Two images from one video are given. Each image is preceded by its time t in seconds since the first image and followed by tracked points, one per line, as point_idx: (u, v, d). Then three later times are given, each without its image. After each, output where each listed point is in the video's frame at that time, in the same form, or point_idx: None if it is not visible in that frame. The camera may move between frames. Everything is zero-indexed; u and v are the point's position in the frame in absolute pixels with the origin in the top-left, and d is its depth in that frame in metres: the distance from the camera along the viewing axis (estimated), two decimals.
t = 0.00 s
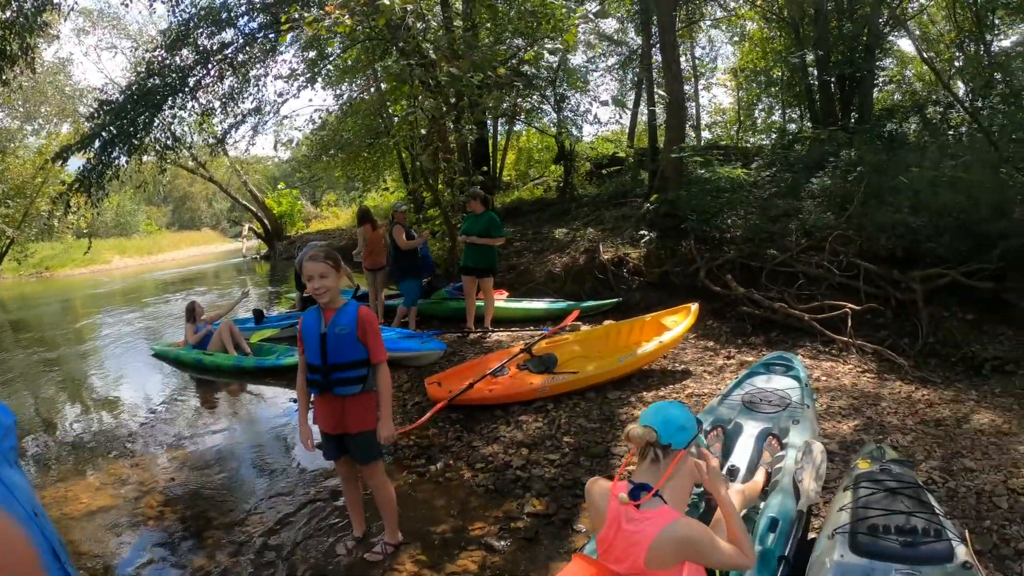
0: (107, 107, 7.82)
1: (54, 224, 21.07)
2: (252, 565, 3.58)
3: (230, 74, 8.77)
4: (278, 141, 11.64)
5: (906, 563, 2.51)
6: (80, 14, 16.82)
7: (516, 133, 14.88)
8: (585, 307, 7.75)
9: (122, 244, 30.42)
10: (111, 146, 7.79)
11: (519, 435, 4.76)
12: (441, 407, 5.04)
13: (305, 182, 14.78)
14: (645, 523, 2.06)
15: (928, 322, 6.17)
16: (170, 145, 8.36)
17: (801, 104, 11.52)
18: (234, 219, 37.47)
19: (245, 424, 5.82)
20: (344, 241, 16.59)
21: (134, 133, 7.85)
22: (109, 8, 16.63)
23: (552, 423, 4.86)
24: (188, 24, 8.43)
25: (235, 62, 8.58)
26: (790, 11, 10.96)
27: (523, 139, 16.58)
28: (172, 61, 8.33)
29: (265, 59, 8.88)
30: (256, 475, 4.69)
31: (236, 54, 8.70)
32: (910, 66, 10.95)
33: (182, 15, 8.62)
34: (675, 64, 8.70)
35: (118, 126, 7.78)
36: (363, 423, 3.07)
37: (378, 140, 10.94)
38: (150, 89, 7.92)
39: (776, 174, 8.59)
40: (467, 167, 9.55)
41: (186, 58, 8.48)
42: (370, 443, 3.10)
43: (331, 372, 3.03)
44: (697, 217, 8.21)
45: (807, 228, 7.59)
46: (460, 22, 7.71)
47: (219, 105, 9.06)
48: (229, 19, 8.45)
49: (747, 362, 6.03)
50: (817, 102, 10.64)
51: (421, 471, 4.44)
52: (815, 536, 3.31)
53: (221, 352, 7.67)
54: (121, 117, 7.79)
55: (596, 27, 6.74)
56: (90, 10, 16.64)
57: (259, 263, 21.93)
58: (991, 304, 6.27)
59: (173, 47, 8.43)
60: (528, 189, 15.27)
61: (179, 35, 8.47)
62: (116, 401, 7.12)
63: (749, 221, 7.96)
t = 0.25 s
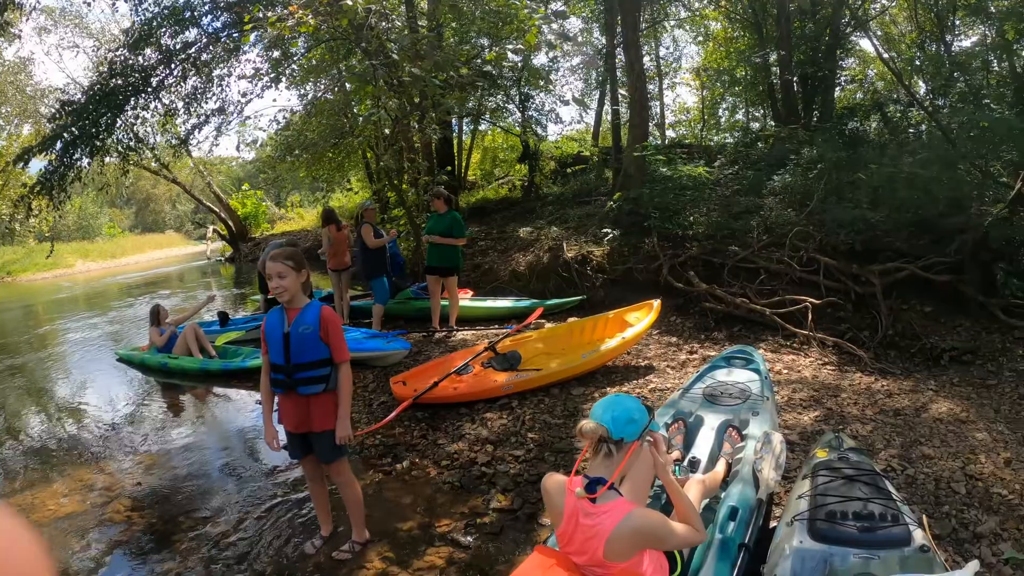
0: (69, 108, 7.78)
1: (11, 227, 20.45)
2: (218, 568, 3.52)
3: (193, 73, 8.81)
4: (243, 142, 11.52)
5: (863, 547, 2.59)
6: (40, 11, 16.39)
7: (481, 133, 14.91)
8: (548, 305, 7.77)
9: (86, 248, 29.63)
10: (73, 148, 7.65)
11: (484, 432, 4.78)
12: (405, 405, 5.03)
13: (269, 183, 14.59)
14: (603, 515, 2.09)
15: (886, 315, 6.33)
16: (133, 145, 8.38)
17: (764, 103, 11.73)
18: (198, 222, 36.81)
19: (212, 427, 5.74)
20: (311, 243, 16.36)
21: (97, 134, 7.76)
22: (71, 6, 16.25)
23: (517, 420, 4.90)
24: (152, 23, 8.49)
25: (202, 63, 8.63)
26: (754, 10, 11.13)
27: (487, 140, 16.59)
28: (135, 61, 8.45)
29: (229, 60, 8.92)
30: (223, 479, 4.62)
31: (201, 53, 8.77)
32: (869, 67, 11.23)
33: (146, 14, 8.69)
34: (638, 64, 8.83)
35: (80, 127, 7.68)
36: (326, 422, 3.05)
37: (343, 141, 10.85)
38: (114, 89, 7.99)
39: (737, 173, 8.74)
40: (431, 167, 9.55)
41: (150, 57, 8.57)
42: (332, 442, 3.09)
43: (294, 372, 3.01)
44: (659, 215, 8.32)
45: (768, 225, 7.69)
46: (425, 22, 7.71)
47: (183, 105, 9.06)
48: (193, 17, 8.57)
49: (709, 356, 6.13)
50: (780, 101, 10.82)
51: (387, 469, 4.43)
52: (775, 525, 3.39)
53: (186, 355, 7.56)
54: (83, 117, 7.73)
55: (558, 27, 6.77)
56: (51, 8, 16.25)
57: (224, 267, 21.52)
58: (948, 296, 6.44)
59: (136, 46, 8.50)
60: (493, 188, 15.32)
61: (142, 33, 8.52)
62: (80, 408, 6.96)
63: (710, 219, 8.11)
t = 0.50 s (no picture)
0: (25, 110, 7.86)
1: None
2: (180, 573, 3.47)
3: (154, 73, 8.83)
4: (204, 142, 11.32)
5: (820, 534, 2.66)
6: None
7: (444, 132, 14.91)
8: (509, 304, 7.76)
9: (43, 252, 28.70)
10: (31, 150, 7.74)
11: (446, 430, 4.79)
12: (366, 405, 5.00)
13: (230, 185, 14.34)
14: (559, 508, 2.12)
15: (845, 308, 6.47)
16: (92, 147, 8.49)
17: (723, 103, 11.93)
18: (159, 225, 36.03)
19: (175, 432, 5.64)
20: (272, 245, 16.09)
21: (55, 135, 7.88)
22: (26, 4, 15.79)
23: (479, 418, 4.91)
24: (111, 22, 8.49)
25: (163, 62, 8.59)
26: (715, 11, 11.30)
27: (448, 140, 16.59)
28: (94, 61, 8.48)
29: (190, 60, 8.91)
30: (186, 483, 4.55)
31: (161, 53, 8.77)
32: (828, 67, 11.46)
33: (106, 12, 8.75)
34: (598, 63, 8.91)
35: (37, 129, 7.78)
36: (287, 423, 3.02)
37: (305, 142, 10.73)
38: (72, 90, 8.08)
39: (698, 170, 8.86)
40: (391, 166, 9.50)
41: (111, 56, 8.61)
42: (295, 442, 3.07)
43: (253, 373, 2.97)
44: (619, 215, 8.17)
45: (727, 222, 7.76)
46: (388, 22, 7.68)
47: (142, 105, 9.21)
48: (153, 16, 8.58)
49: (669, 352, 6.23)
50: (739, 101, 10.99)
51: (350, 470, 4.41)
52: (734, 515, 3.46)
53: (148, 360, 7.40)
54: (40, 119, 7.84)
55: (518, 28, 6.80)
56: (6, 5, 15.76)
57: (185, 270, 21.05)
58: (904, 289, 6.62)
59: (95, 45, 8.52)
60: (455, 188, 15.32)
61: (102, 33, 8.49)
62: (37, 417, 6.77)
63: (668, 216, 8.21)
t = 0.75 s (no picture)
0: None
1: None
2: None
3: (107, 73, 9.33)
4: (160, 144, 11.09)
5: (776, 526, 2.70)
6: None
7: (401, 134, 14.90)
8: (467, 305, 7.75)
9: None
10: None
11: (405, 432, 4.78)
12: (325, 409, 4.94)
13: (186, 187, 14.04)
14: (514, 506, 2.13)
15: (800, 304, 6.61)
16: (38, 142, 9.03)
17: (679, 103, 12.14)
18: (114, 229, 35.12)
19: (135, 441, 5.53)
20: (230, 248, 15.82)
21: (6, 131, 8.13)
22: None
23: (438, 419, 4.91)
24: (66, 21, 8.87)
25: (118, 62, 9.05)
26: (672, 12, 11.46)
27: (407, 141, 16.55)
28: (47, 61, 9.01)
29: (146, 60, 9.30)
30: (143, 492, 4.47)
31: (115, 53, 9.16)
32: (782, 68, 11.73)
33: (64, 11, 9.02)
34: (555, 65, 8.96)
35: None
36: (244, 428, 2.98)
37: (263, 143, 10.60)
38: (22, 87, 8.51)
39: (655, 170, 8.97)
40: (347, 168, 9.44)
41: (63, 57, 9.15)
42: (251, 448, 3.02)
43: (209, 378, 2.93)
44: (575, 213, 8.36)
45: (682, 221, 7.84)
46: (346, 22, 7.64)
47: (96, 105, 9.52)
48: (107, 16, 8.87)
49: (626, 349, 6.32)
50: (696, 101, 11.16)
51: (310, 474, 4.37)
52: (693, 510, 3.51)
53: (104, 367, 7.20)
54: None
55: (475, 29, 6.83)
56: None
57: (141, 274, 20.54)
58: (858, 284, 6.78)
59: (50, 44, 8.96)
60: (414, 189, 15.28)
61: (57, 32, 8.94)
62: None
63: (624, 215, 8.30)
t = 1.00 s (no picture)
0: None
1: None
2: None
3: (56, 72, 9.09)
4: (110, 146, 10.76)
5: (736, 523, 2.77)
6: None
7: (354, 134, 14.75)
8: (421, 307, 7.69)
9: None
10: None
11: (362, 438, 4.74)
12: (279, 416, 4.87)
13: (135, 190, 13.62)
14: (473, 512, 2.13)
15: (753, 302, 6.74)
16: None
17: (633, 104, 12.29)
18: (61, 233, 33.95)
19: (87, 454, 5.35)
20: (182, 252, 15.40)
21: None
22: None
23: (394, 424, 4.88)
24: (15, 17, 8.61)
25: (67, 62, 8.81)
26: (626, 13, 11.56)
27: (361, 141, 16.40)
28: None
29: (96, 59, 9.08)
30: (93, 508, 4.33)
31: (64, 51, 8.92)
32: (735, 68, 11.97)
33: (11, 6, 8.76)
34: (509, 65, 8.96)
35: None
36: (197, 438, 2.93)
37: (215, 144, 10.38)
38: None
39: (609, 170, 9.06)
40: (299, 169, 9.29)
41: (11, 54, 8.86)
42: (205, 458, 2.97)
43: (158, 388, 2.86)
44: (529, 215, 8.41)
45: (636, 221, 7.94)
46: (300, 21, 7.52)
47: (45, 105, 9.28)
48: (56, 14, 8.63)
49: (581, 349, 6.37)
50: (649, 101, 11.30)
51: (266, 483, 4.30)
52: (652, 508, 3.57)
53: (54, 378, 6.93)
54: None
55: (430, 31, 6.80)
56: None
57: (90, 281, 19.87)
58: (811, 282, 6.96)
59: None
60: (367, 190, 15.13)
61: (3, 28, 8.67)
62: None
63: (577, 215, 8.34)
